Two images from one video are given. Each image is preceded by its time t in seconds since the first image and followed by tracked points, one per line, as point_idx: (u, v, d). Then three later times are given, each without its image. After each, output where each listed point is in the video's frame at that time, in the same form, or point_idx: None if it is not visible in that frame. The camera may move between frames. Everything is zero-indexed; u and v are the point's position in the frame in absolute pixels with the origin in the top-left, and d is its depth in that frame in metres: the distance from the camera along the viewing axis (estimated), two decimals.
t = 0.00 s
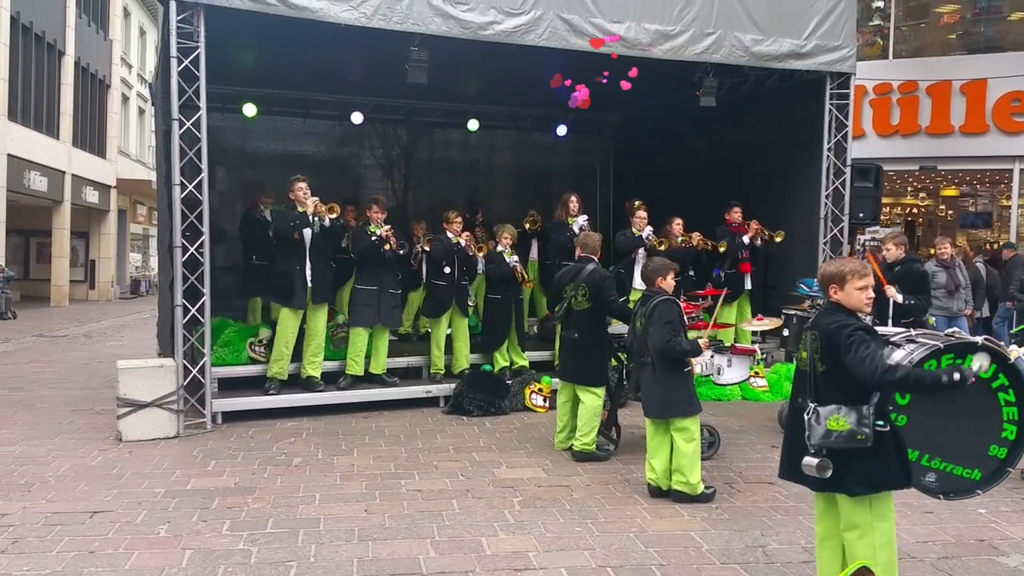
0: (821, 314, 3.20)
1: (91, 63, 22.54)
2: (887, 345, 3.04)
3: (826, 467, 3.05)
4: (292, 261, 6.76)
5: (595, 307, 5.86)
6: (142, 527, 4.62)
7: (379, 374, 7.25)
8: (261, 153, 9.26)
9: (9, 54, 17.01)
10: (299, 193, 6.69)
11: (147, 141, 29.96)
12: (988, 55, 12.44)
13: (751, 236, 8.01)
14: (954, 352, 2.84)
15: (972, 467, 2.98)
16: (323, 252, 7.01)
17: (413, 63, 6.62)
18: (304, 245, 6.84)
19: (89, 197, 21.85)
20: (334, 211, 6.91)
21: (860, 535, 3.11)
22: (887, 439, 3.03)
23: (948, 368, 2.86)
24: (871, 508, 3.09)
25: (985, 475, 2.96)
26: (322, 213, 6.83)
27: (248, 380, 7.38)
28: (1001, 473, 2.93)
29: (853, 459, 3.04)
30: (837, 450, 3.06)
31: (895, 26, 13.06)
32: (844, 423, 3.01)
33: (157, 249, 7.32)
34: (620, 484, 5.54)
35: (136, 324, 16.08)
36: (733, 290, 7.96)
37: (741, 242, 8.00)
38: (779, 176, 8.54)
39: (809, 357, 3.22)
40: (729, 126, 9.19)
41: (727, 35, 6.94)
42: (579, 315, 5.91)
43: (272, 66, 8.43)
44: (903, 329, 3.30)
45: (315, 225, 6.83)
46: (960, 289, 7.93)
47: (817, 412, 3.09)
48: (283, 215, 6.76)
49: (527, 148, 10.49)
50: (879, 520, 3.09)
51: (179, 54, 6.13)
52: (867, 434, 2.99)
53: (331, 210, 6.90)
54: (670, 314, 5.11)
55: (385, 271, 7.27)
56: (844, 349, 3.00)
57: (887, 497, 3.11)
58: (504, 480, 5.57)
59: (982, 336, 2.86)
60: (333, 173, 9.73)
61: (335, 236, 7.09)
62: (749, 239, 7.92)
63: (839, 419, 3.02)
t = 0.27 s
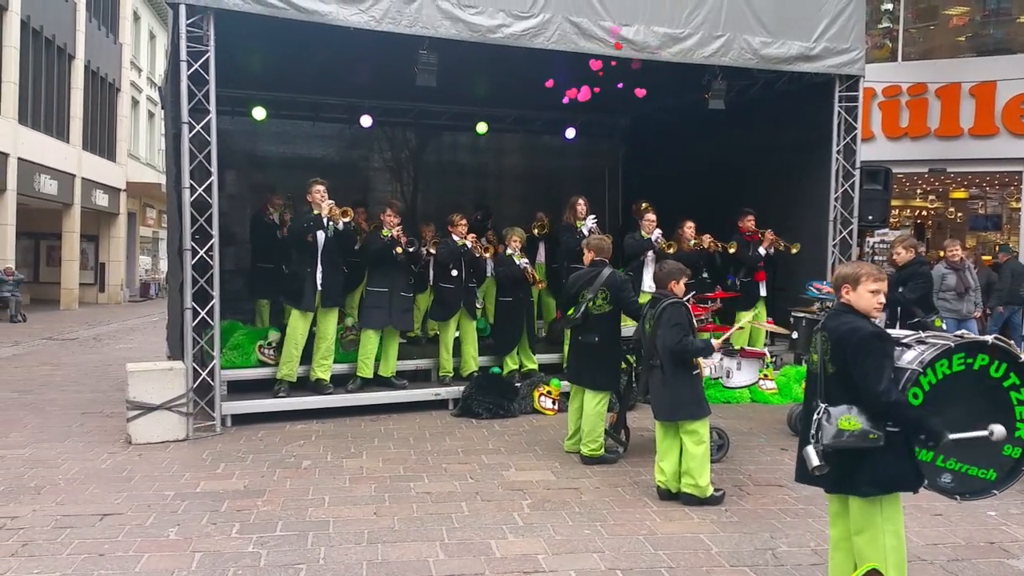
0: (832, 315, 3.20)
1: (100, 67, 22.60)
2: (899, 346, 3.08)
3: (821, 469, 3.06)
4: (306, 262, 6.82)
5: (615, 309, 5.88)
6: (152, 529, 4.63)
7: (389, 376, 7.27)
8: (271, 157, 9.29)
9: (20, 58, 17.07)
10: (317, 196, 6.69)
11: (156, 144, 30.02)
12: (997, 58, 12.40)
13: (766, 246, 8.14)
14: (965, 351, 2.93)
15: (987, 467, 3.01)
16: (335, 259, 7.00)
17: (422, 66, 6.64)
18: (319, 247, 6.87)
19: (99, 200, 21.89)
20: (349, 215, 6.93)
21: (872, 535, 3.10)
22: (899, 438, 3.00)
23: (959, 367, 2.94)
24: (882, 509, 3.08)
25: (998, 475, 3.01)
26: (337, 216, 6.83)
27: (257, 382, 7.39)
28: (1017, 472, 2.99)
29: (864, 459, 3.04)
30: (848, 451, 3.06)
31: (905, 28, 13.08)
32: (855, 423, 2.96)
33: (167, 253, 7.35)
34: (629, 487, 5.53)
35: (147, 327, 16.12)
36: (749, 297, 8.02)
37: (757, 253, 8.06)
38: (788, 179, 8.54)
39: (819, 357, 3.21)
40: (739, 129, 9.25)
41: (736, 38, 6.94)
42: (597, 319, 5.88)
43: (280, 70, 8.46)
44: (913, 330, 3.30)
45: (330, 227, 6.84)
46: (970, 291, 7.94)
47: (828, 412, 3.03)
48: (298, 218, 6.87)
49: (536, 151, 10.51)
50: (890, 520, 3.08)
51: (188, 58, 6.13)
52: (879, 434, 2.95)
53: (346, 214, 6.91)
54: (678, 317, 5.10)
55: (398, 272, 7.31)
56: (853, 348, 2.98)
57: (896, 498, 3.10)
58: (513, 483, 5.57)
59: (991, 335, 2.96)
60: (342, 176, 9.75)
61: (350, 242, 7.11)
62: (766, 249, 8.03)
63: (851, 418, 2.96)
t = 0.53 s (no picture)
0: (840, 319, 3.15)
1: (109, 71, 22.70)
2: (907, 352, 3.06)
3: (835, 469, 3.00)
4: (313, 265, 6.87)
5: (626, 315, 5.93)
6: (159, 531, 4.63)
7: (397, 380, 7.32)
8: (278, 160, 9.32)
9: (30, 62, 17.14)
10: (324, 199, 6.75)
11: (165, 147, 30.11)
12: (1006, 61, 12.38)
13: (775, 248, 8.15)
14: (975, 358, 2.90)
15: (992, 473, 3.02)
16: (343, 259, 7.02)
17: (430, 69, 6.65)
18: (326, 250, 6.94)
19: (107, 204, 21.97)
20: (356, 216, 6.85)
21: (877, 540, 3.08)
22: (904, 444, 2.97)
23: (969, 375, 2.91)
24: (886, 512, 3.07)
25: (1003, 481, 3.02)
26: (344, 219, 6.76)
27: (265, 386, 7.40)
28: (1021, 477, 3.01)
29: (868, 465, 2.99)
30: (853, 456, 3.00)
31: (912, 32, 13.13)
32: (861, 428, 2.91)
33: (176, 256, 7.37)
34: (636, 491, 5.53)
35: (156, 330, 16.15)
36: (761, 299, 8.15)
37: (767, 254, 8.09)
38: (795, 183, 8.54)
39: (826, 362, 3.17)
40: (746, 132, 9.22)
41: (744, 42, 6.94)
42: (608, 322, 5.90)
43: (288, 73, 8.48)
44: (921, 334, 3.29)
45: (337, 230, 6.86)
46: (979, 295, 7.94)
47: (834, 417, 2.99)
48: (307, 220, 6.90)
49: (543, 155, 10.54)
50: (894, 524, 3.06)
51: (197, 62, 6.14)
52: (885, 440, 2.90)
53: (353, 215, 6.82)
54: (686, 321, 5.10)
55: (405, 276, 7.32)
56: (861, 353, 2.95)
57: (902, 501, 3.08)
58: (520, 487, 5.56)
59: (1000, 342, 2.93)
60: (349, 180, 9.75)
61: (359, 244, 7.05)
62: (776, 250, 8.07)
63: (856, 424, 2.92)
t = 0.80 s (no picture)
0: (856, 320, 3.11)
1: (116, 72, 22.79)
2: (908, 355, 3.04)
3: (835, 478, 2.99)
4: (313, 266, 6.93)
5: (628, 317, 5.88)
6: (164, 531, 4.65)
7: (401, 381, 7.33)
8: (284, 161, 9.34)
9: (37, 63, 17.21)
10: (324, 201, 6.70)
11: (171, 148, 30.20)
12: (1012, 63, 12.35)
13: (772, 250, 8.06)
14: (978, 362, 2.88)
15: (994, 478, 2.99)
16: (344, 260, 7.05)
17: (435, 71, 6.66)
18: (326, 251, 6.98)
19: (114, 205, 22.05)
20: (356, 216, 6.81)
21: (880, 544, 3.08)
22: (902, 450, 2.95)
23: (971, 378, 2.89)
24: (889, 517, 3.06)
25: (1005, 485, 2.99)
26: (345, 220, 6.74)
27: (270, 386, 7.42)
28: None
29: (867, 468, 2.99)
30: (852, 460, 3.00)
31: (919, 33, 13.01)
32: (859, 433, 2.90)
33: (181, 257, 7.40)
34: (640, 493, 5.52)
35: (161, 330, 16.20)
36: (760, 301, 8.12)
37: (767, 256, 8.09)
38: (801, 186, 8.52)
39: (829, 365, 3.15)
40: (751, 134, 9.21)
41: (750, 43, 6.92)
42: (609, 324, 5.88)
43: (294, 74, 8.50)
44: (925, 339, 3.27)
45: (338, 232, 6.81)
46: (985, 298, 7.88)
47: (832, 420, 2.97)
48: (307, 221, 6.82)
49: (548, 156, 10.53)
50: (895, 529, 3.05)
51: (202, 63, 6.16)
52: (881, 446, 2.89)
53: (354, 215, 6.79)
54: (690, 324, 5.08)
55: (410, 278, 7.33)
56: (862, 357, 2.92)
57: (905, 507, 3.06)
58: (523, 488, 5.56)
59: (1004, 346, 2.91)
60: (354, 181, 9.77)
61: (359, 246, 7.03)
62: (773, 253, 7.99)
63: (854, 429, 2.90)
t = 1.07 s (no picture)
0: (864, 320, 3.11)
1: (118, 74, 22.79)
2: (915, 355, 3.01)
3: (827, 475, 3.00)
4: (311, 268, 6.89)
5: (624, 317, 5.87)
6: (170, 533, 4.65)
7: (405, 382, 7.33)
8: (287, 163, 9.35)
9: (40, 66, 17.22)
10: (322, 202, 6.73)
11: (174, 150, 30.19)
12: (1015, 62, 12.33)
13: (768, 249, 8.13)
14: (984, 366, 2.89)
15: (996, 481, 3.00)
16: (341, 261, 7.02)
17: (437, 72, 6.66)
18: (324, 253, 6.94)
19: (117, 207, 22.06)
20: (355, 216, 6.89)
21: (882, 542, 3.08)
22: (909, 451, 2.94)
23: (976, 381, 2.91)
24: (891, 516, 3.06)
25: (1006, 489, 3.00)
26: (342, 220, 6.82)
27: (274, 388, 7.43)
28: None
29: (873, 469, 2.98)
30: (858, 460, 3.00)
31: (922, 33, 13.01)
32: (866, 433, 2.90)
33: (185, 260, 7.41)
34: (645, 493, 5.52)
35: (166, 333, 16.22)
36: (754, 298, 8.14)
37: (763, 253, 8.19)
38: (804, 185, 8.53)
39: (836, 365, 3.15)
40: (754, 134, 9.20)
41: (752, 43, 6.92)
42: (606, 324, 5.92)
43: (297, 76, 8.50)
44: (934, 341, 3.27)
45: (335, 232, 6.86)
46: (990, 297, 7.93)
47: (839, 420, 2.98)
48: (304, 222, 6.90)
49: (551, 157, 10.54)
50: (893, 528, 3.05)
51: (206, 66, 6.16)
52: (888, 445, 2.88)
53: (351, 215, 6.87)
54: (696, 324, 5.09)
55: (410, 279, 7.31)
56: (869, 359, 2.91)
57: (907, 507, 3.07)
58: (529, 489, 5.57)
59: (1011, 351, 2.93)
60: (357, 182, 9.78)
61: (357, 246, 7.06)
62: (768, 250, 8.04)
63: (861, 428, 2.91)
